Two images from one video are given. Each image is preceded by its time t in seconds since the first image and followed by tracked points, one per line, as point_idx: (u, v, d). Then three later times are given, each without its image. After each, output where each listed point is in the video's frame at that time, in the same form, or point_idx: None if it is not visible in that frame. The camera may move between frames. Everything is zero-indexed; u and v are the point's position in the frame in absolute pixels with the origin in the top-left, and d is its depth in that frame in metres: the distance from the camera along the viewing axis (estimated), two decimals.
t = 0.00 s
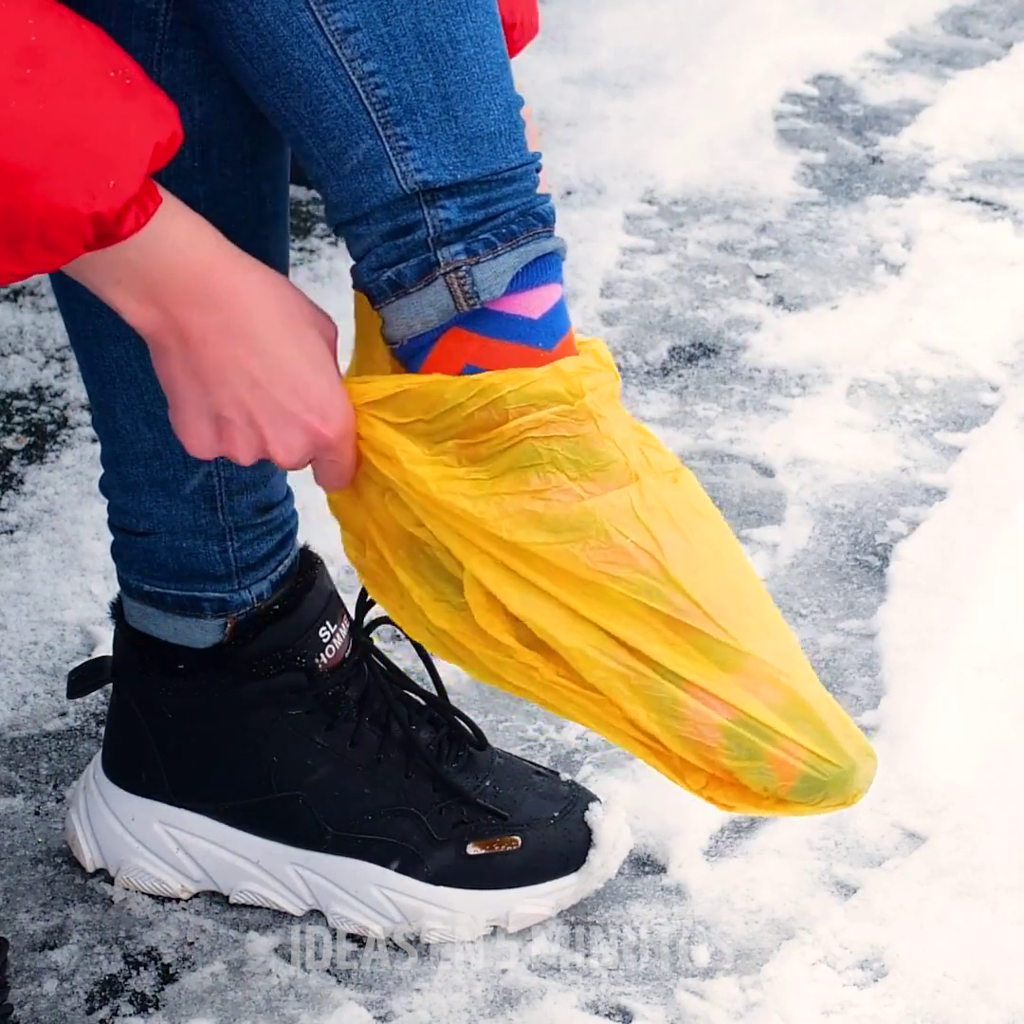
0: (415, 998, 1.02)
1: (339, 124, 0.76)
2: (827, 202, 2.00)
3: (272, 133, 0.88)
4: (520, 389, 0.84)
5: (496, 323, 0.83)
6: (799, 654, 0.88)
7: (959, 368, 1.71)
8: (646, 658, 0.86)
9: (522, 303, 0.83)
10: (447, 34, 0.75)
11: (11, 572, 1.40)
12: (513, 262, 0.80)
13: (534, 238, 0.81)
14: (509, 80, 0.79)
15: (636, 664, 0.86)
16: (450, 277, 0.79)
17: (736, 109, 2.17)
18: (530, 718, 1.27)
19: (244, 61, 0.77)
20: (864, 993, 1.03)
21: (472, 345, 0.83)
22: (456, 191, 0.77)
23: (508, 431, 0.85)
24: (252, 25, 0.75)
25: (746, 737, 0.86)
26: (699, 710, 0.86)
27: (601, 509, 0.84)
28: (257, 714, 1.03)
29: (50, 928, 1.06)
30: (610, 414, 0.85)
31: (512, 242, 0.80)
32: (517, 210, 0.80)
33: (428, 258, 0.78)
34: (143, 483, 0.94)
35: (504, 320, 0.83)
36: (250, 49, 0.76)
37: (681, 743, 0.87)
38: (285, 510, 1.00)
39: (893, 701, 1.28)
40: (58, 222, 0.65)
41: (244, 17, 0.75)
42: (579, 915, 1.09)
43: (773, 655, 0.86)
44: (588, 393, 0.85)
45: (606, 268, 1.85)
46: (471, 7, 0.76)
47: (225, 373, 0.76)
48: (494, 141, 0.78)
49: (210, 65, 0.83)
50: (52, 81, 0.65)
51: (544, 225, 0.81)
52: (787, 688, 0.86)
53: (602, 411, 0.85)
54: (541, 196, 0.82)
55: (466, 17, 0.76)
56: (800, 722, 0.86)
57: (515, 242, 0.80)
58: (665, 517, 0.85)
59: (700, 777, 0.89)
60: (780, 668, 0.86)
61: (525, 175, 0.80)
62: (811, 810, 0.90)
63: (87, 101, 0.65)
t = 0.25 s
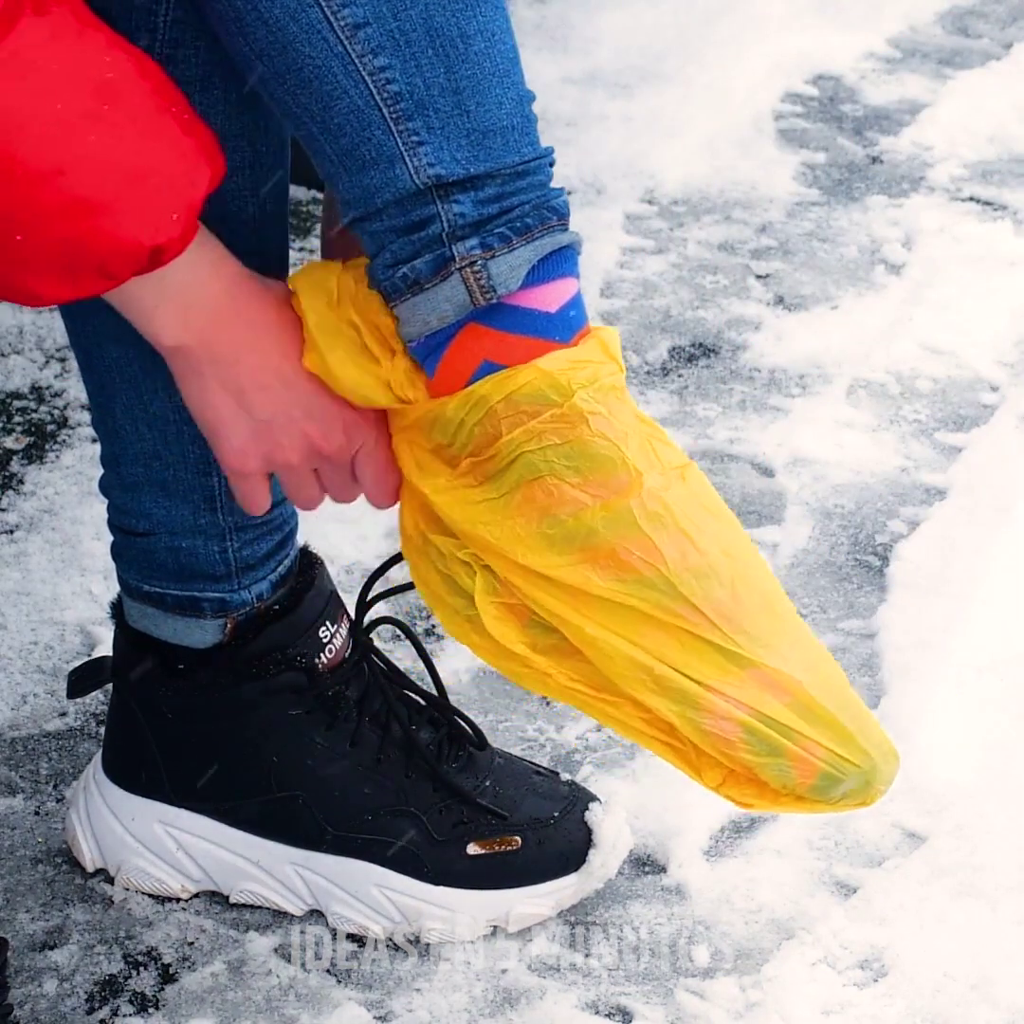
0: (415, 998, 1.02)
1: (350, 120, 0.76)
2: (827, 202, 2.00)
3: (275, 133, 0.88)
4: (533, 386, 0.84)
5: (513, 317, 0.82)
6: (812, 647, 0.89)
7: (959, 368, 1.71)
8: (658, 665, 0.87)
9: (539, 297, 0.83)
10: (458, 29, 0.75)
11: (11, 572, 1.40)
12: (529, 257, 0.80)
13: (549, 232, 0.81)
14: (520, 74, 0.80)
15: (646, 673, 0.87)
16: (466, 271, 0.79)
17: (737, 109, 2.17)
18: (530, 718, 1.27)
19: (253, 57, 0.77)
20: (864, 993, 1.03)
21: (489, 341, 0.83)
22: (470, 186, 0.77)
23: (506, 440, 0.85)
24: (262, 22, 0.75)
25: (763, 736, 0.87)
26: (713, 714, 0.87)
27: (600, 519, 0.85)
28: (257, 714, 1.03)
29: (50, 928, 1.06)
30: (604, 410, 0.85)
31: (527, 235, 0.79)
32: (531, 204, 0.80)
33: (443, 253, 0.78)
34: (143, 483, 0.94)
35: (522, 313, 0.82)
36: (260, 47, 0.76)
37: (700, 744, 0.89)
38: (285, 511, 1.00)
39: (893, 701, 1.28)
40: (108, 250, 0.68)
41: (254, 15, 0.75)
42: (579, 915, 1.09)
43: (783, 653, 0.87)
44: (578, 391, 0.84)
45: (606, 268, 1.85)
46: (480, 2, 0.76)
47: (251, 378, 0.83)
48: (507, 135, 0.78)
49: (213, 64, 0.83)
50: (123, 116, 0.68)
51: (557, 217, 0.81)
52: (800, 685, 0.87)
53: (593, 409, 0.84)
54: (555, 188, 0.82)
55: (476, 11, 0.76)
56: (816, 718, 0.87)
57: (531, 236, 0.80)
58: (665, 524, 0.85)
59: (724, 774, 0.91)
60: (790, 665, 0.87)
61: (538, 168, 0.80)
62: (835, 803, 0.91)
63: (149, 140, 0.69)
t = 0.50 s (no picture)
0: (415, 998, 1.02)
1: (346, 121, 0.76)
2: (827, 202, 2.00)
3: (274, 134, 0.88)
4: (528, 391, 0.84)
5: (507, 321, 0.83)
6: (803, 653, 0.90)
7: (959, 368, 1.71)
8: (649, 669, 0.88)
9: (533, 301, 0.83)
10: (453, 32, 0.76)
11: (11, 572, 1.40)
12: (523, 260, 0.80)
13: (541, 236, 0.81)
14: (515, 78, 0.80)
15: (638, 677, 0.88)
16: (460, 274, 0.79)
17: (737, 109, 2.17)
18: (530, 718, 1.27)
19: (250, 60, 0.78)
20: (864, 993, 1.03)
21: (483, 344, 0.83)
22: (464, 188, 0.77)
23: (500, 445, 0.85)
24: (259, 23, 0.76)
25: (753, 741, 0.88)
26: (704, 718, 0.88)
27: (593, 524, 0.86)
28: (257, 713, 1.03)
29: (50, 928, 1.06)
30: (599, 416, 0.85)
31: (521, 238, 0.80)
32: (526, 208, 0.80)
33: (438, 256, 0.78)
34: (142, 483, 0.94)
35: (516, 316, 0.83)
36: (257, 48, 0.77)
37: (690, 748, 0.89)
38: (285, 511, 1.00)
39: (893, 701, 1.28)
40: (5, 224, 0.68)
41: (252, 16, 0.76)
42: (579, 915, 1.09)
43: (775, 659, 0.88)
44: (573, 397, 0.84)
45: (606, 268, 1.85)
46: (476, 6, 0.77)
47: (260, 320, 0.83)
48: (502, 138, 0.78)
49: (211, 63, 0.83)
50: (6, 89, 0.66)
51: (552, 221, 0.81)
52: (792, 691, 0.88)
53: (589, 414, 0.85)
54: (549, 193, 0.82)
55: (472, 14, 0.77)
56: (806, 724, 0.88)
57: (525, 239, 0.80)
58: (658, 529, 0.86)
59: (712, 778, 0.92)
60: (781, 672, 0.88)
61: (533, 172, 0.80)
62: (823, 809, 0.92)
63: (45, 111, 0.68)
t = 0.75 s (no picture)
0: (415, 998, 1.02)
1: (338, 122, 0.76)
2: (827, 202, 2.00)
3: (272, 134, 0.88)
4: (517, 391, 0.84)
5: (497, 324, 0.83)
6: (789, 653, 0.91)
7: (959, 367, 1.71)
8: (636, 667, 0.89)
9: (523, 304, 0.83)
10: (446, 33, 0.76)
11: (11, 572, 1.40)
12: (515, 262, 0.80)
13: (532, 240, 0.81)
14: (507, 81, 0.80)
15: (625, 675, 0.89)
16: (452, 276, 0.78)
17: (736, 109, 2.17)
18: (530, 718, 1.27)
19: (245, 59, 0.78)
20: (864, 993, 1.03)
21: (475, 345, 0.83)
22: (456, 190, 0.77)
23: (487, 444, 0.86)
24: (253, 23, 0.76)
25: (739, 739, 0.89)
26: (690, 716, 0.89)
27: (580, 523, 0.87)
28: (257, 714, 1.03)
29: (50, 928, 1.06)
30: (586, 415, 0.86)
31: (514, 241, 0.80)
32: (517, 210, 0.80)
33: (429, 257, 0.78)
34: (142, 483, 0.94)
35: (506, 320, 0.83)
36: (250, 47, 0.77)
37: (676, 746, 0.91)
38: (285, 511, 1.00)
39: (893, 701, 1.28)
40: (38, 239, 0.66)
41: (245, 16, 0.76)
42: (579, 915, 1.09)
43: (760, 658, 0.89)
44: (561, 397, 0.85)
45: (606, 268, 1.85)
46: (469, 7, 0.77)
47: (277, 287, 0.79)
48: (494, 140, 0.78)
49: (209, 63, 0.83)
50: (25, 106, 0.64)
51: (544, 226, 0.82)
52: (776, 690, 0.89)
53: (576, 414, 0.85)
54: (539, 197, 0.82)
55: (464, 16, 0.77)
56: (791, 723, 0.89)
57: (517, 242, 0.80)
58: (644, 528, 0.87)
59: (698, 775, 0.93)
60: (766, 671, 0.89)
61: (525, 175, 0.81)
62: (808, 807, 0.93)
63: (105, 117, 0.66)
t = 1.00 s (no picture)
0: (415, 998, 1.02)
1: (341, 120, 0.77)
2: (827, 202, 2.00)
3: (274, 133, 0.88)
4: (522, 382, 0.88)
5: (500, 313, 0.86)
6: (794, 650, 0.92)
7: (959, 368, 1.71)
8: (641, 661, 0.90)
9: (526, 296, 0.87)
10: (450, 30, 0.77)
11: (11, 572, 1.40)
12: (513, 255, 0.83)
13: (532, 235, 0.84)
14: (510, 72, 0.81)
15: (630, 669, 0.90)
16: (446, 260, 0.82)
17: (737, 109, 2.17)
18: (530, 718, 1.27)
19: (247, 58, 0.78)
20: (864, 993, 1.03)
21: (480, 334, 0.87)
22: (458, 185, 0.80)
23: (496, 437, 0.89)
24: (256, 22, 0.75)
25: (745, 733, 0.89)
26: (696, 711, 0.90)
27: (586, 517, 0.89)
28: (257, 714, 1.03)
29: (50, 928, 1.06)
30: (591, 410, 0.89)
31: (514, 236, 0.83)
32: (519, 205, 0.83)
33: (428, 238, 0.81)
34: (143, 483, 0.94)
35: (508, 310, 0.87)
36: (253, 46, 0.76)
37: (681, 742, 0.91)
38: (285, 510, 1.00)
39: (893, 701, 1.28)
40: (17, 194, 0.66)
41: (248, 15, 0.75)
42: (579, 915, 1.09)
43: (765, 652, 0.90)
44: (567, 390, 0.89)
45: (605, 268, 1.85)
46: (473, 3, 0.78)
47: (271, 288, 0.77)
48: (496, 134, 0.80)
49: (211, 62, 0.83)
50: None
51: (545, 219, 0.84)
52: (782, 683, 0.90)
53: (582, 407, 0.89)
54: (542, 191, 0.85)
55: (467, 13, 0.78)
56: (797, 716, 0.90)
57: (517, 236, 0.83)
58: (650, 522, 0.89)
59: (704, 772, 0.93)
60: (771, 665, 0.90)
61: (527, 166, 0.82)
62: (815, 802, 0.93)
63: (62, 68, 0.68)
